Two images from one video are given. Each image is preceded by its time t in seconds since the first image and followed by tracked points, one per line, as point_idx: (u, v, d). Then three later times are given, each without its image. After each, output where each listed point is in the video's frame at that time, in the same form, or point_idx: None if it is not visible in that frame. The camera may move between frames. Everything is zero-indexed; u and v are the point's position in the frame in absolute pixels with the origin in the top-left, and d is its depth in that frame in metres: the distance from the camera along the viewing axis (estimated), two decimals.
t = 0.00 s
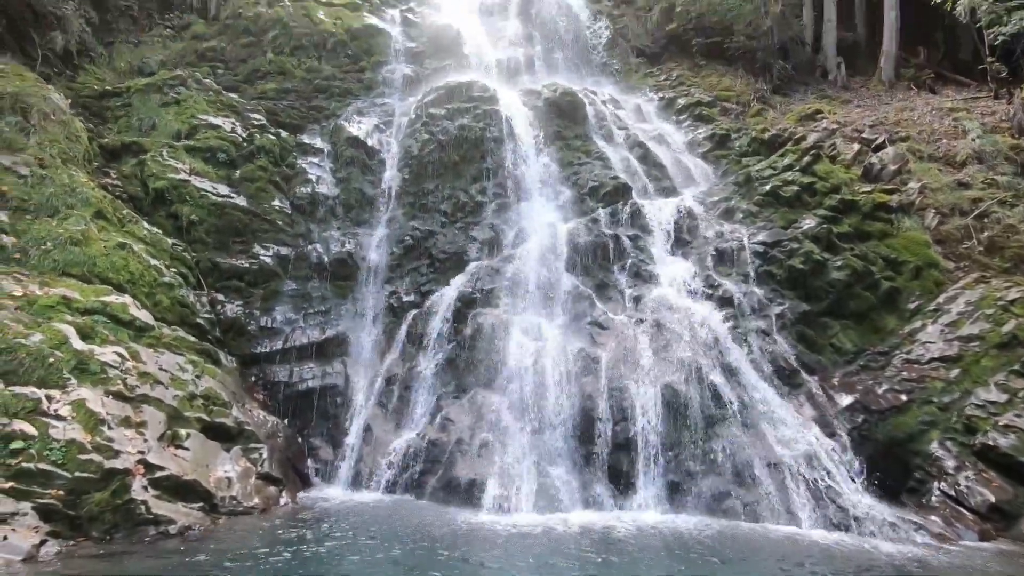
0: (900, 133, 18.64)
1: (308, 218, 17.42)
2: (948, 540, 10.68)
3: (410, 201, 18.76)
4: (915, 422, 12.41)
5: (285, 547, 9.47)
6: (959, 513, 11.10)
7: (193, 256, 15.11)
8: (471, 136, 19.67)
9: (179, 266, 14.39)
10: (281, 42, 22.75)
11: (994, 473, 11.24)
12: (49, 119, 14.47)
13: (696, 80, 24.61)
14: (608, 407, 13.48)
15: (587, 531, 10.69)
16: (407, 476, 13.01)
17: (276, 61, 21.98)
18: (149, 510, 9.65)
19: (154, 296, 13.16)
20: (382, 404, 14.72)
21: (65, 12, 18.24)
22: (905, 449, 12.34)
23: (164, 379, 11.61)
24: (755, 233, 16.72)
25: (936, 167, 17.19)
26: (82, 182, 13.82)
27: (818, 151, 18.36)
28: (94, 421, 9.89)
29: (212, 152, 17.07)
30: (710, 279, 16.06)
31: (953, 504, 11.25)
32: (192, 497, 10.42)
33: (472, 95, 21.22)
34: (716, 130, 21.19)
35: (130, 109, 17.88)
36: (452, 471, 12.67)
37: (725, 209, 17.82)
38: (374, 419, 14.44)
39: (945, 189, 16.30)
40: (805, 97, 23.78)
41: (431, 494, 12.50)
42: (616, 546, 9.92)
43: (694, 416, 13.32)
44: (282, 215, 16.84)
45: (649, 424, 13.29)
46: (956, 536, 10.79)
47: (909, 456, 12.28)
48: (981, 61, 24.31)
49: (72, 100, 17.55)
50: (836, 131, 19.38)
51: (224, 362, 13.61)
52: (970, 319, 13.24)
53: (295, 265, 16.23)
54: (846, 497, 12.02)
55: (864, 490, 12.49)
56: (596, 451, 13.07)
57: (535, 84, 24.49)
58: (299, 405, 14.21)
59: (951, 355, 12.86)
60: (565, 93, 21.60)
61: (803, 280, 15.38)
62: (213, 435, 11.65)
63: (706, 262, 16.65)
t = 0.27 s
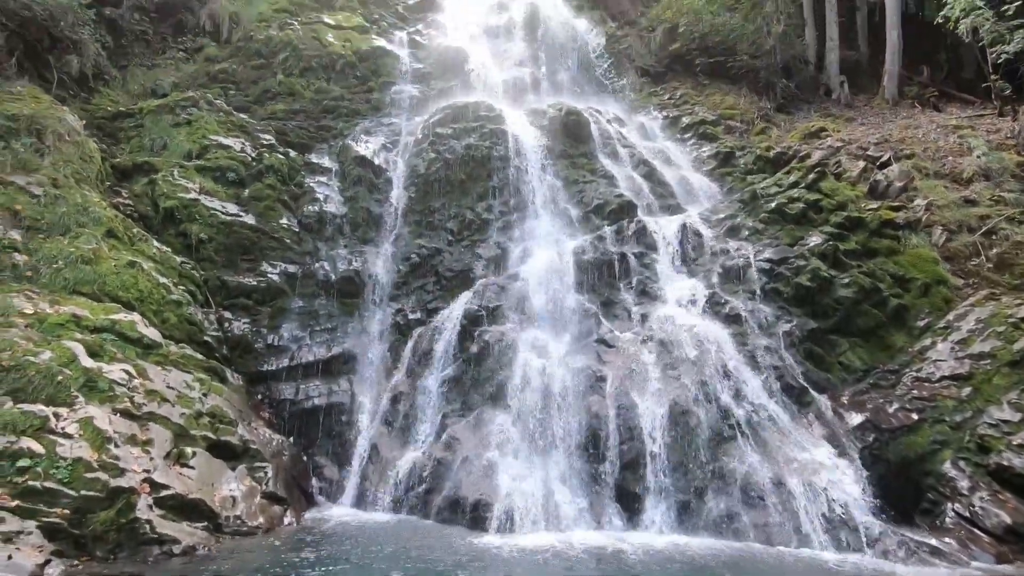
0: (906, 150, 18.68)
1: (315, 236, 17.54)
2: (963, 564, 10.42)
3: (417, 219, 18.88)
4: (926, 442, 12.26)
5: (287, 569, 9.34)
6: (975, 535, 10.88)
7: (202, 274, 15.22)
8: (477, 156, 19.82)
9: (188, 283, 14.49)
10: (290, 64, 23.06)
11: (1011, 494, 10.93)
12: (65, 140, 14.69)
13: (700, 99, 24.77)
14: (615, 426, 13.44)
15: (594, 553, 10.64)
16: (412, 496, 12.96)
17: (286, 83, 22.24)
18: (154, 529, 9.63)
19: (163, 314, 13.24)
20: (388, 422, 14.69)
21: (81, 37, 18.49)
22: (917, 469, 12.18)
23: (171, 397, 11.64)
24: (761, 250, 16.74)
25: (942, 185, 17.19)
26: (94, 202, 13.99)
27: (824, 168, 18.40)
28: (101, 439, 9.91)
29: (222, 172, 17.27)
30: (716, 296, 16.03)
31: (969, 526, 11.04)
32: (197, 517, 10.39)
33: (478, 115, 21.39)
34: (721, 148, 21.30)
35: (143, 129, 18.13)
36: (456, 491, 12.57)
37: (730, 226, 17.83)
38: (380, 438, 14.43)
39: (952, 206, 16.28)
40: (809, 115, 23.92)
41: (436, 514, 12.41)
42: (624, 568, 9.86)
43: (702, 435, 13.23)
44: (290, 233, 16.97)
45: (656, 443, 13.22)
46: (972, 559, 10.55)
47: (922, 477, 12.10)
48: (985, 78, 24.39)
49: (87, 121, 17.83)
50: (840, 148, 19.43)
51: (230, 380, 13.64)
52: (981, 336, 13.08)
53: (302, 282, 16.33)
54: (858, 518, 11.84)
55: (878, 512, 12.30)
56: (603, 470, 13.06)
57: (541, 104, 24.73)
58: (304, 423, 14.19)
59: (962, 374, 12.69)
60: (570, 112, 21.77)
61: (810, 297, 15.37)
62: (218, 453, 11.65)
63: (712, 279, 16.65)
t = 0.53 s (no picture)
0: (913, 167, 18.66)
1: (324, 255, 17.66)
2: None
3: (425, 239, 19.00)
4: (943, 461, 12.12)
5: None
6: (996, 558, 10.53)
7: (212, 293, 15.32)
8: (485, 175, 19.95)
9: (198, 302, 14.60)
10: (301, 87, 23.38)
11: None
12: (80, 162, 14.92)
13: (706, 117, 24.89)
14: (624, 446, 13.36)
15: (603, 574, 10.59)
16: (420, 516, 12.88)
17: (296, 105, 22.50)
18: (162, 550, 9.62)
19: (173, 333, 13.34)
20: (397, 442, 14.76)
21: (99, 62, 18.73)
22: (934, 489, 12.00)
23: (180, 416, 11.67)
24: (769, 267, 16.74)
25: (951, 201, 17.10)
26: (107, 223, 14.15)
27: (831, 185, 18.41)
28: (110, 458, 9.89)
29: (233, 193, 17.48)
30: (725, 314, 16.06)
31: (989, 549, 10.74)
32: (205, 537, 10.40)
33: (486, 135, 21.58)
34: (727, 166, 21.38)
35: (156, 151, 18.38)
36: (465, 510, 12.58)
37: (738, 243, 17.87)
38: (388, 457, 14.44)
39: (961, 223, 16.18)
40: (815, 132, 24.00)
41: (444, 535, 12.31)
42: None
43: (713, 454, 13.11)
44: (300, 252, 17.11)
45: (665, 463, 13.14)
46: None
47: (939, 498, 11.92)
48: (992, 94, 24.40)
49: (102, 144, 18.08)
50: (847, 165, 19.37)
51: (239, 399, 13.67)
52: (996, 353, 12.97)
53: (311, 301, 16.43)
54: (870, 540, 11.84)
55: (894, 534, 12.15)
56: (613, 490, 12.94)
57: (547, 123, 24.94)
58: (313, 442, 14.21)
59: (977, 391, 12.59)
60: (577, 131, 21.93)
61: (820, 314, 15.32)
62: (225, 472, 11.66)
63: (720, 295, 16.60)
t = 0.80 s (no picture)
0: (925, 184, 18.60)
1: (336, 275, 17.82)
2: None
3: (435, 258, 19.09)
4: (964, 483, 11.84)
5: None
6: None
7: (225, 314, 15.44)
8: (494, 195, 20.05)
9: (211, 323, 14.72)
10: (315, 110, 23.74)
11: None
12: (99, 186, 15.17)
13: (714, 136, 24.99)
14: (636, 467, 13.26)
15: None
16: (430, 538, 12.82)
17: (309, 128, 22.81)
18: (174, 571, 9.38)
19: (186, 353, 13.45)
20: (406, 463, 14.72)
21: (118, 88, 19.05)
22: (958, 511, 11.76)
23: (192, 436, 11.73)
24: (781, 284, 16.68)
25: (965, 217, 16.98)
26: (124, 245, 14.35)
27: (842, 202, 18.35)
28: (122, 479, 9.87)
29: (247, 214, 17.69)
30: (737, 333, 15.86)
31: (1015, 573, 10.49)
32: (217, 559, 10.18)
33: (495, 155, 21.74)
34: (737, 184, 21.41)
35: (172, 174, 18.67)
36: (475, 532, 12.50)
37: (749, 260, 17.87)
38: (398, 478, 14.41)
39: (976, 239, 15.96)
40: (825, 149, 24.01)
41: (455, 557, 12.27)
42: None
43: (731, 474, 12.94)
44: (311, 273, 17.27)
45: (678, 484, 13.01)
46: None
47: (962, 521, 11.71)
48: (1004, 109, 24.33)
49: (120, 167, 18.36)
50: (857, 182, 19.39)
51: (250, 419, 13.70)
52: (1015, 371, 12.78)
53: (322, 321, 16.55)
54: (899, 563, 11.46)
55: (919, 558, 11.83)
56: (626, 511, 12.87)
57: (557, 143, 25.16)
58: (324, 463, 14.21)
59: (997, 411, 12.33)
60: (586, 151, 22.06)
61: (834, 332, 15.15)
62: (235, 493, 11.64)
63: (732, 313, 16.50)
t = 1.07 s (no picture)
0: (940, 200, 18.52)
1: (348, 295, 17.96)
2: None
3: (447, 277, 19.15)
4: (991, 506, 11.72)
5: None
6: None
7: (239, 333, 15.55)
8: (506, 215, 20.16)
9: (226, 343, 14.84)
10: (329, 132, 24.07)
11: None
12: (119, 209, 15.44)
13: (725, 154, 25.06)
14: (651, 489, 13.11)
15: None
16: (443, 559, 12.76)
17: (323, 150, 23.14)
18: None
19: (201, 373, 13.53)
20: (419, 484, 14.58)
21: (140, 114, 19.42)
22: (985, 535, 11.72)
23: (206, 456, 11.77)
24: (796, 301, 16.62)
25: (982, 233, 16.84)
26: (142, 267, 14.56)
27: (856, 219, 18.25)
28: (137, 499, 9.90)
29: (262, 236, 17.89)
30: (752, 351, 15.84)
31: None
32: None
33: (506, 175, 21.88)
34: (748, 201, 21.41)
35: (189, 197, 18.98)
36: (487, 555, 12.40)
37: (762, 278, 17.85)
38: (411, 499, 14.34)
39: (996, 255, 15.80)
40: (837, 166, 23.98)
41: None
42: None
43: (746, 499, 12.85)
44: (325, 292, 17.40)
45: (693, 507, 12.90)
46: None
47: (990, 544, 11.67)
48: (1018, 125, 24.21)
49: (139, 192, 18.58)
50: (871, 199, 19.31)
51: (263, 439, 13.75)
52: None
53: (335, 340, 16.65)
54: None
55: None
56: (641, 533, 12.71)
57: (567, 163, 25.35)
58: (336, 484, 14.19)
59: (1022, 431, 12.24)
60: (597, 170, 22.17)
61: (851, 349, 14.97)
62: (247, 513, 11.66)
63: (746, 331, 16.43)
